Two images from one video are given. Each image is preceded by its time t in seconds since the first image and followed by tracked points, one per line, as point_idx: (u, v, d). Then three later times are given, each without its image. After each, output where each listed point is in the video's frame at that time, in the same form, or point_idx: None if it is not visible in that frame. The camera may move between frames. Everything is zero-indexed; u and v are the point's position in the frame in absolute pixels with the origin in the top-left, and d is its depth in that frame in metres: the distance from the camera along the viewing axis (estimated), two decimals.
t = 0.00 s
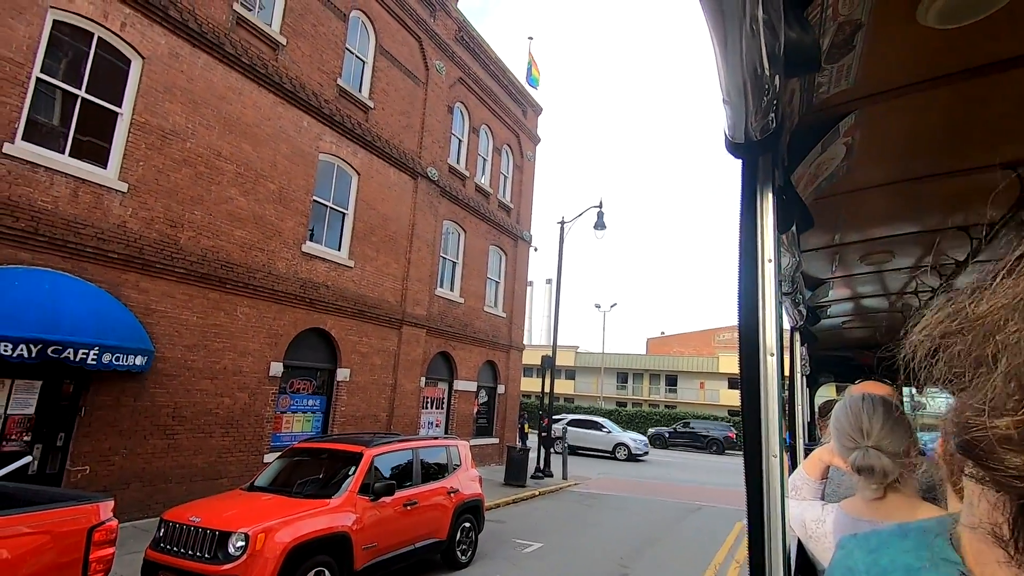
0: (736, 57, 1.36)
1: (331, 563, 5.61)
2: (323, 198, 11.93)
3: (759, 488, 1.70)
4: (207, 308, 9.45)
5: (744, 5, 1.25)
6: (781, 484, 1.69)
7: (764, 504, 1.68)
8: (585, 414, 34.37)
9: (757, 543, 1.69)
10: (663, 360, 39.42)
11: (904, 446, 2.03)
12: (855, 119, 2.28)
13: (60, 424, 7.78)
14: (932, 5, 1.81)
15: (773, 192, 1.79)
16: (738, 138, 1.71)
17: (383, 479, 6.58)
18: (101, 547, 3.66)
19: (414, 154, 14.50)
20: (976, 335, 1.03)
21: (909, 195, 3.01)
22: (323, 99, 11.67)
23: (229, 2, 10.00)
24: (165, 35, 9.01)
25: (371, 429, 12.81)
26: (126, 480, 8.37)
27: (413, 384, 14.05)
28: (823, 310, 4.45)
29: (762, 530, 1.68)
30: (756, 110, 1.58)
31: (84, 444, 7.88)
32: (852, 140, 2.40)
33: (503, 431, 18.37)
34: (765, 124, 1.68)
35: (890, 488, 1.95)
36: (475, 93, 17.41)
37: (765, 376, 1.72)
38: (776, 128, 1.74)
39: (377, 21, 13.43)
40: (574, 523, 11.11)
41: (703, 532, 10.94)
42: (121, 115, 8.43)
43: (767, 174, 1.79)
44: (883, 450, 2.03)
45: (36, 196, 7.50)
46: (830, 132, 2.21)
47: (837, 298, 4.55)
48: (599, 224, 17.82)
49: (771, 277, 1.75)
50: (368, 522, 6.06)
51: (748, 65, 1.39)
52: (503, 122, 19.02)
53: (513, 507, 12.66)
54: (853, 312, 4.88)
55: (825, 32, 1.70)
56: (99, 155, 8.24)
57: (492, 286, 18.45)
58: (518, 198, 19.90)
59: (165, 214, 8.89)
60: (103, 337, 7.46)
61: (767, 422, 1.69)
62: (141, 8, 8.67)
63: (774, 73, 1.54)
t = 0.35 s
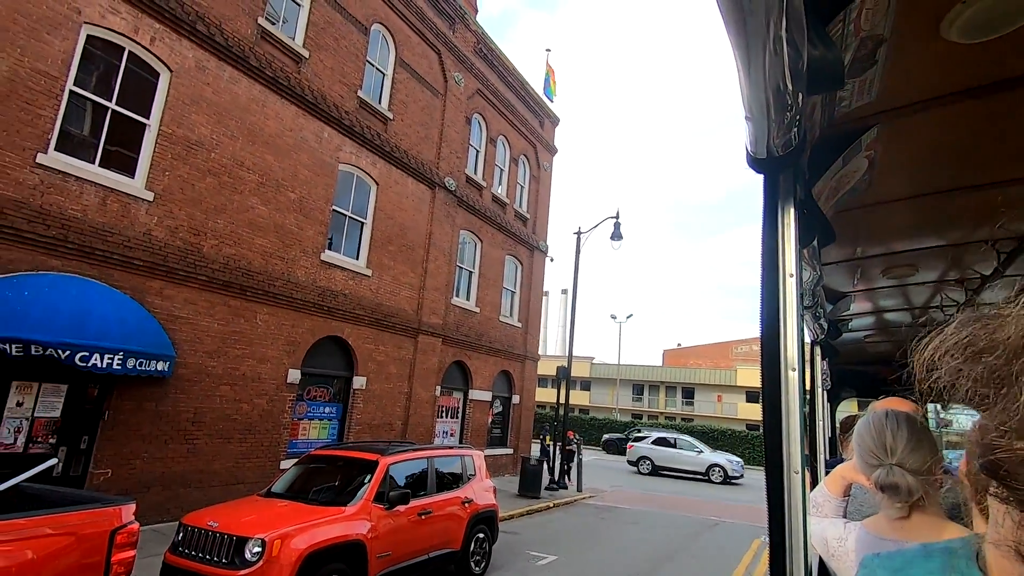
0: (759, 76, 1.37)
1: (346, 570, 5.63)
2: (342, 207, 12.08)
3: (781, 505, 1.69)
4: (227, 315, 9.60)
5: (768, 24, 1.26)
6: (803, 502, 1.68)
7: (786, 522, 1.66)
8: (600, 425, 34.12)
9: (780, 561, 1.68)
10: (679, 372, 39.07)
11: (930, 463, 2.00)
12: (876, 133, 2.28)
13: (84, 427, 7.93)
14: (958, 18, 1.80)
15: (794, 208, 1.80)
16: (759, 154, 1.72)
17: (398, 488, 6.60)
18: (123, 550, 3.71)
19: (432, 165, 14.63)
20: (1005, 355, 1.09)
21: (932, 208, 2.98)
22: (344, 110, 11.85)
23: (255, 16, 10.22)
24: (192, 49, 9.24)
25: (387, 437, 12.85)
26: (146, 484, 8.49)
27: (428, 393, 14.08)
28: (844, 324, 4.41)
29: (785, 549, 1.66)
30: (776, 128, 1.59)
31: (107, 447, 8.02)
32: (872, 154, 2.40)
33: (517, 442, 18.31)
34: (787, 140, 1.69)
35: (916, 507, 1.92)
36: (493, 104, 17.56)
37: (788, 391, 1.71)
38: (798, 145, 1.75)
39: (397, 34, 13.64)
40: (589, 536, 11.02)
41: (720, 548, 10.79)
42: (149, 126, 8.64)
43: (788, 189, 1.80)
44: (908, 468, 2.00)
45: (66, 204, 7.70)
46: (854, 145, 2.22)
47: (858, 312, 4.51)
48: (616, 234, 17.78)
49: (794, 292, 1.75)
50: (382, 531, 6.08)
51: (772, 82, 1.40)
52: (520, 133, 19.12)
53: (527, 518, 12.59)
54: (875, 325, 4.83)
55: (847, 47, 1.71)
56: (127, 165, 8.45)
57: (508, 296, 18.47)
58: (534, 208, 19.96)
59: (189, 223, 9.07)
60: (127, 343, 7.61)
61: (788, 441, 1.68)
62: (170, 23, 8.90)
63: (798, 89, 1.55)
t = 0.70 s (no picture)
0: (770, 85, 1.38)
1: None
2: (356, 215, 12.18)
3: (795, 518, 1.66)
4: (242, 322, 9.69)
5: (778, 32, 1.27)
6: (818, 515, 1.65)
7: (801, 535, 1.64)
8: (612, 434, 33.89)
9: None
10: (692, 380, 38.75)
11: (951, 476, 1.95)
12: (891, 139, 2.27)
13: (101, 432, 8.04)
14: (971, 25, 1.79)
15: (807, 215, 1.79)
16: (770, 162, 1.74)
17: (409, 495, 6.61)
18: (138, 554, 3.74)
19: (444, 173, 14.71)
20: (1007, 373, 1.19)
21: (948, 216, 2.96)
22: (358, 120, 11.97)
23: (271, 28, 10.39)
24: (210, 61, 9.41)
25: (398, 444, 12.87)
26: (162, 489, 8.58)
27: (440, 401, 14.09)
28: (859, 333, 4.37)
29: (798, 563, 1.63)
30: (788, 134, 1.60)
31: (123, 453, 8.12)
32: (887, 160, 2.39)
33: (529, 450, 18.24)
34: (799, 147, 1.69)
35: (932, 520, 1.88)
36: (505, 112, 17.66)
37: (801, 401, 1.70)
38: (810, 151, 1.76)
39: (411, 44, 13.78)
40: (601, 546, 10.93)
41: (734, 560, 10.65)
42: (168, 136, 8.80)
43: (801, 196, 1.79)
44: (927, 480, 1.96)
45: (86, 213, 7.85)
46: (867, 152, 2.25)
47: (875, 320, 4.45)
48: (628, 242, 17.74)
49: (807, 300, 1.74)
50: (394, 539, 6.08)
51: (783, 90, 1.41)
52: (532, 141, 19.19)
53: (538, 527, 12.52)
54: (892, 333, 4.77)
55: (859, 53, 1.73)
56: (146, 174, 8.60)
57: (519, 303, 18.47)
58: (546, 215, 19.98)
59: (205, 231, 9.19)
60: (144, 349, 7.71)
61: (801, 452, 1.66)
62: (188, 35, 9.07)
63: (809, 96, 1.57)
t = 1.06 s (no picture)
0: (789, 79, 1.38)
1: None
2: (368, 219, 12.26)
3: (815, 515, 1.66)
4: (256, 325, 9.79)
5: (797, 25, 1.27)
6: (838, 513, 1.64)
7: (822, 532, 1.63)
8: (625, 437, 33.72)
9: None
10: (705, 383, 38.49)
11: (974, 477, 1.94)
12: (910, 136, 2.25)
13: (119, 434, 8.15)
14: (994, 16, 1.79)
15: (825, 211, 1.78)
16: (788, 157, 1.73)
17: (422, 497, 6.63)
18: (154, 554, 3.79)
19: (455, 176, 14.75)
20: None
21: (967, 213, 2.92)
22: (370, 123, 12.05)
23: (284, 34, 10.50)
24: (225, 67, 9.53)
25: (411, 446, 12.91)
26: (178, 490, 8.68)
27: (452, 403, 14.12)
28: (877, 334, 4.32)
29: (819, 564, 1.62)
30: (806, 128, 1.59)
31: (140, 454, 8.23)
32: (906, 157, 2.36)
33: (541, 453, 18.22)
34: (817, 142, 1.68)
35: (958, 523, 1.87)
36: (516, 115, 17.69)
37: (821, 398, 1.68)
38: (829, 146, 1.74)
39: (422, 48, 13.86)
40: (614, 550, 10.88)
41: (748, 564, 10.54)
42: (183, 142, 8.92)
43: (819, 192, 1.79)
44: (951, 481, 1.94)
45: (104, 218, 7.97)
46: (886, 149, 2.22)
47: (892, 321, 4.41)
48: (639, 244, 17.67)
49: (826, 297, 1.72)
50: (406, 540, 6.10)
51: (801, 85, 1.41)
52: (543, 143, 19.21)
53: (550, 530, 12.49)
54: (910, 334, 4.72)
55: (878, 47, 1.70)
56: (162, 179, 8.72)
57: (531, 306, 18.47)
58: (557, 218, 19.97)
59: (220, 235, 9.30)
60: (161, 351, 7.81)
61: (821, 451, 1.65)
62: (203, 42, 9.20)
63: (828, 90, 1.55)
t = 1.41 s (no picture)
0: (809, 64, 1.37)
1: (380, 570, 5.70)
2: (377, 213, 12.29)
3: (830, 505, 1.66)
4: (267, 318, 9.87)
5: (819, 10, 1.26)
6: (853, 504, 1.64)
7: (836, 523, 1.63)
8: (633, 433, 33.67)
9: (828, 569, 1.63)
10: (715, 380, 38.34)
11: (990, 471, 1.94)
12: (928, 127, 2.23)
13: (132, 424, 8.25)
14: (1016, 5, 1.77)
15: (843, 201, 1.78)
16: (806, 145, 1.73)
17: (431, 490, 6.67)
18: (169, 541, 3.85)
19: (465, 170, 14.75)
20: None
21: (983, 208, 2.89)
22: (380, 118, 12.07)
23: (295, 28, 10.53)
24: (236, 61, 9.57)
25: (419, 439, 12.98)
26: (190, 480, 8.78)
27: (460, 397, 14.15)
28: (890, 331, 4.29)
29: (833, 555, 1.62)
30: (824, 117, 1.59)
31: (153, 445, 8.33)
32: (923, 149, 2.34)
33: (549, 447, 18.25)
34: (836, 130, 1.68)
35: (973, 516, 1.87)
36: (526, 110, 17.66)
37: (838, 389, 1.68)
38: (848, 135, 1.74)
39: (432, 42, 13.85)
40: (622, 545, 10.89)
41: (757, 562, 10.50)
42: (195, 136, 8.99)
43: (836, 181, 1.78)
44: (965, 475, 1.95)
45: (118, 211, 8.05)
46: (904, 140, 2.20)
47: (906, 317, 4.37)
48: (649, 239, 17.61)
49: (843, 288, 1.72)
50: (415, 532, 6.15)
51: (820, 71, 1.40)
52: (553, 138, 19.16)
53: (558, 525, 12.51)
54: (923, 331, 4.68)
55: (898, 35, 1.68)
56: (174, 173, 8.79)
57: (540, 301, 18.47)
58: (567, 213, 19.94)
59: (232, 228, 9.37)
60: (174, 343, 7.89)
61: (838, 442, 1.65)
62: (215, 36, 9.25)
63: (847, 77, 1.54)
